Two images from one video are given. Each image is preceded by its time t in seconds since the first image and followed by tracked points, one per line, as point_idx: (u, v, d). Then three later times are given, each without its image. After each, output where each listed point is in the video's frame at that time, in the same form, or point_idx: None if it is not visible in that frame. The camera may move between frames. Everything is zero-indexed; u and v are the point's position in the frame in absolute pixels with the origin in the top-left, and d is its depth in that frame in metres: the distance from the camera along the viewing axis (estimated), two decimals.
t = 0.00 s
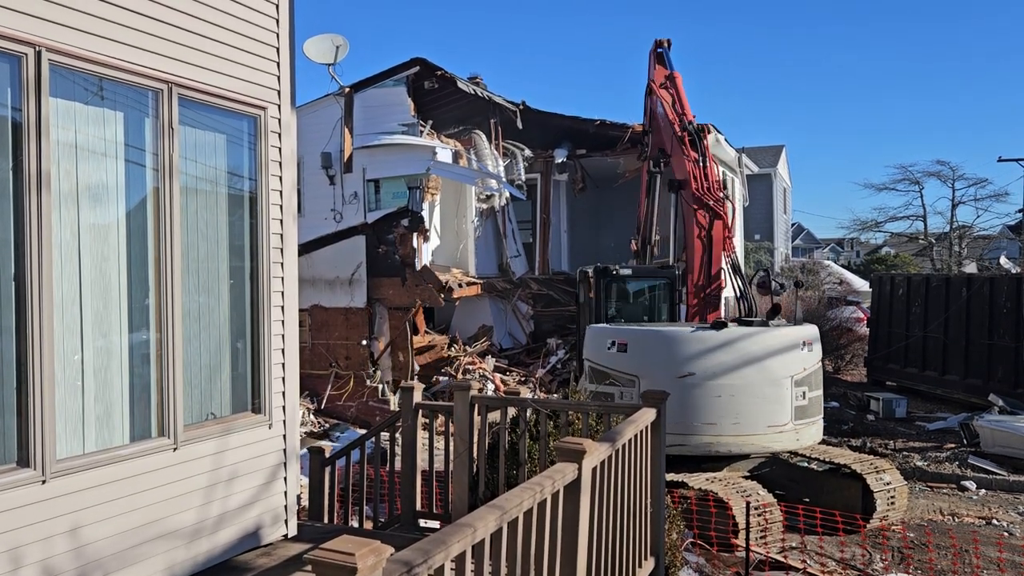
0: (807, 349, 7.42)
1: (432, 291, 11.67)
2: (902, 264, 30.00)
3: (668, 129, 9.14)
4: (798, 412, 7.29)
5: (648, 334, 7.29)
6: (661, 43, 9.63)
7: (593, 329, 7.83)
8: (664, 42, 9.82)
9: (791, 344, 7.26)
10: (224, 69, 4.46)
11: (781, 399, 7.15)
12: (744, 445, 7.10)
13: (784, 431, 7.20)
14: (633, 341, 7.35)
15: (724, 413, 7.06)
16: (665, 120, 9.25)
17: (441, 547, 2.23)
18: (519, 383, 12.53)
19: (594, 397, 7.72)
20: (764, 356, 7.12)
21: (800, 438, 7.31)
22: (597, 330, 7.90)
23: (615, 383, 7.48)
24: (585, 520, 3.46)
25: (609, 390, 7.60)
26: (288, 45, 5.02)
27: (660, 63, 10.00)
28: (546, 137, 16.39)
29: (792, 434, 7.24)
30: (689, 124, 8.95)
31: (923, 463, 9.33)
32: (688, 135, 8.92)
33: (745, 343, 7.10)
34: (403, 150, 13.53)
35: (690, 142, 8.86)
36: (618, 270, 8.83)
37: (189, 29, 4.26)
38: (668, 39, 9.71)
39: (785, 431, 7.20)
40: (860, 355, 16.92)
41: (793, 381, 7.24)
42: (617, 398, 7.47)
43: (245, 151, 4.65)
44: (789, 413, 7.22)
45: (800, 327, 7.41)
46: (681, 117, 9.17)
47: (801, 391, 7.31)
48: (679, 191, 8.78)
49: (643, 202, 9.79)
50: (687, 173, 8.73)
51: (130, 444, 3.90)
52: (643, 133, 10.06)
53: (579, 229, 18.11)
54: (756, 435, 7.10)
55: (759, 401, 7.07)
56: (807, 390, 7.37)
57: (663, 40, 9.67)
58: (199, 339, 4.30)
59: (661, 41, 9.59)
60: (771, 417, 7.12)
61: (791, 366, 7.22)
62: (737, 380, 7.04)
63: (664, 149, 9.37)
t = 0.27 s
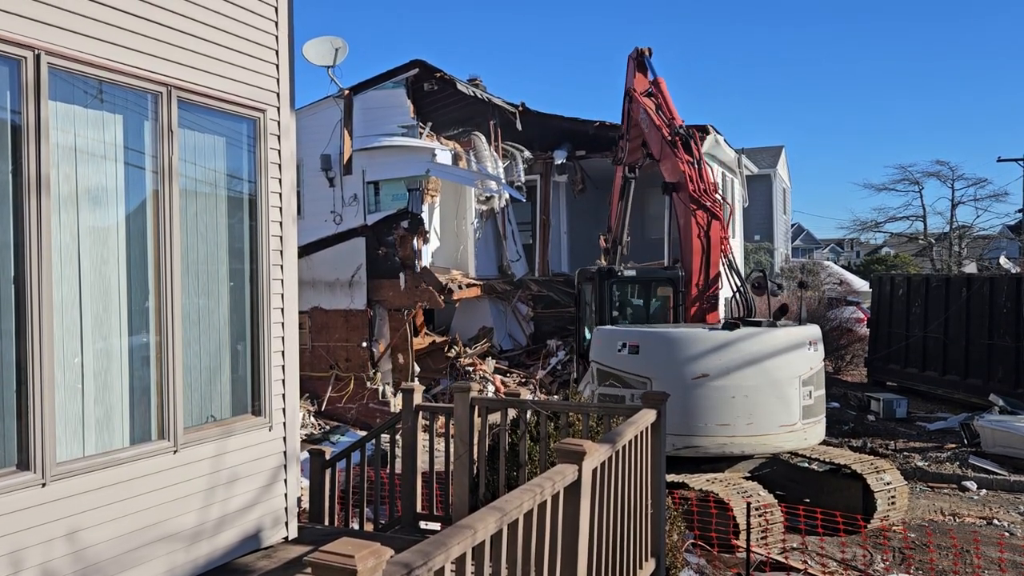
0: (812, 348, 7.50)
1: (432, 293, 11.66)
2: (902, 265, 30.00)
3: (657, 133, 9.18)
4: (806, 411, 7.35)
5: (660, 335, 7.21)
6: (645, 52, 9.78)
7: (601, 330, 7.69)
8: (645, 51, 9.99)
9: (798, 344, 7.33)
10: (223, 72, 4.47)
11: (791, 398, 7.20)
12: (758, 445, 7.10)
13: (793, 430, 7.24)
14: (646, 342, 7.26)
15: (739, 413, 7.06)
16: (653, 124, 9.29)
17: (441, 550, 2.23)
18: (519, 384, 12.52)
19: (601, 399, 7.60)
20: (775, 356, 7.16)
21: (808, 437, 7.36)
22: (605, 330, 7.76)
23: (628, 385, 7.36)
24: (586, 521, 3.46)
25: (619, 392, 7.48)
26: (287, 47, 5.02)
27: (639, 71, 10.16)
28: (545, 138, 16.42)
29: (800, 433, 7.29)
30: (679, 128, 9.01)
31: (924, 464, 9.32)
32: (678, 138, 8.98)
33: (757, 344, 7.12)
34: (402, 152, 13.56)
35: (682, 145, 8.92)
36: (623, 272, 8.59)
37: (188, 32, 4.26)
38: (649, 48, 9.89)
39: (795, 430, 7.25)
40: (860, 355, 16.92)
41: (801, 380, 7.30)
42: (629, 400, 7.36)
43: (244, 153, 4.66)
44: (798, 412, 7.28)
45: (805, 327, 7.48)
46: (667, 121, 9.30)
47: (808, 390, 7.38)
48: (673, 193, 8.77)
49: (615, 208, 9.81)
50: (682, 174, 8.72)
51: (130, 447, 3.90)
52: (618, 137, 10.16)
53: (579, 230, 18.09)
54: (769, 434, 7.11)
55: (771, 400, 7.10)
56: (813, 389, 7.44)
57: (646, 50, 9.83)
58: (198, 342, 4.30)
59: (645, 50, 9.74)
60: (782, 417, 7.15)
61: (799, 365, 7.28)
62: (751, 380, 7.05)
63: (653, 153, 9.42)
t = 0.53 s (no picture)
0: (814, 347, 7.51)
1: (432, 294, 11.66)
2: (902, 264, 30.01)
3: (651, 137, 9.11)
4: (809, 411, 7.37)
5: (665, 335, 7.18)
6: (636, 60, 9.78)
7: (605, 331, 7.65)
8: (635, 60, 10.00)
9: (801, 344, 7.34)
10: (223, 73, 4.47)
11: (795, 398, 7.21)
12: (764, 445, 7.10)
13: (798, 430, 7.25)
14: (653, 343, 7.22)
15: (744, 413, 7.06)
16: (646, 129, 9.22)
17: (441, 551, 2.23)
18: (519, 385, 12.53)
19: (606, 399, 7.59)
20: (779, 356, 7.17)
21: (812, 436, 7.37)
22: (609, 331, 7.72)
23: (634, 385, 7.33)
24: (586, 522, 3.46)
25: (623, 393, 7.46)
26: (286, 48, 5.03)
27: (631, 78, 10.14)
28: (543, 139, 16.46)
29: (805, 433, 7.30)
30: (672, 132, 8.93)
31: (925, 463, 9.32)
32: (672, 142, 8.89)
33: (762, 345, 7.12)
34: (402, 153, 13.57)
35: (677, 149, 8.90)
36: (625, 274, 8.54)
37: (188, 34, 4.26)
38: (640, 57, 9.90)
39: (800, 430, 7.25)
40: (860, 355, 16.91)
41: (805, 380, 7.32)
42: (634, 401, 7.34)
43: (244, 154, 4.66)
44: (802, 411, 7.29)
45: (807, 327, 7.50)
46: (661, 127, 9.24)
47: (811, 390, 7.39)
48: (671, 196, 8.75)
49: (601, 210, 9.91)
50: (679, 177, 8.69)
51: (130, 449, 3.90)
52: (605, 142, 10.18)
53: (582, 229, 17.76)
54: (774, 434, 7.12)
55: (776, 400, 7.10)
56: (815, 388, 7.46)
57: (637, 59, 9.84)
58: (198, 344, 4.30)
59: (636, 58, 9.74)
60: (787, 417, 7.16)
61: (803, 365, 7.30)
62: (755, 380, 7.05)
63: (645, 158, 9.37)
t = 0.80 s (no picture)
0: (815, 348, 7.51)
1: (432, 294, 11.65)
2: (902, 265, 30.01)
3: (650, 142, 9.10)
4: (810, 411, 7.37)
5: (665, 335, 7.18)
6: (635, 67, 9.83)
7: (605, 331, 7.65)
8: (633, 67, 10.03)
9: (801, 345, 7.33)
10: (223, 74, 4.47)
11: (795, 399, 7.21)
12: (764, 446, 7.11)
13: (798, 430, 7.25)
14: (653, 343, 7.22)
15: (745, 414, 7.06)
16: (645, 133, 9.24)
17: (441, 551, 2.23)
18: (519, 386, 12.54)
19: (606, 400, 7.60)
20: (779, 357, 7.17)
21: (812, 437, 7.38)
22: (609, 331, 7.72)
23: (634, 386, 7.34)
24: (587, 522, 3.46)
25: (624, 393, 7.46)
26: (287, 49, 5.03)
27: (629, 85, 10.14)
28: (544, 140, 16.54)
29: (805, 433, 7.31)
30: (671, 135, 8.94)
31: (925, 464, 9.32)
32: (671, 146, 8.92)
33: (762, 345, 7.12)
34: (402, 154, 13.56)
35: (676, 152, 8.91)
36: (624, 274, 8.59)
37: (188, 35, 4.26)
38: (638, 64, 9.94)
39: (800, 430, 7.25)
40: (860, 356, 16.90)
41: (805, 380, 7.32)
42: (634, 401, 7.34)
43: (244, 155, 4.66)
44: (803, 412, 7.29)
45: (807, 327, 7.49)
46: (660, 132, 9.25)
47: (811, 390, 7.39)
48: (669, 198, 8.76)
49: (600, 209, 9.93)
50: (678, 179, 8.67)
51: (130, 450, 3.89)
52: (605, 147, 10.19)
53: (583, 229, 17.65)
54: (775, 435, 7.12)
55: (776, 401, 7.11)
56: (816, 389, 7.46)
57: (636, 66, 9.88)
58: (198, 345, 4.30)
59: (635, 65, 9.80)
60: (787, 417, 7.17)
61: (803, 365, 7.30)
62: (755, 381, 7.05)
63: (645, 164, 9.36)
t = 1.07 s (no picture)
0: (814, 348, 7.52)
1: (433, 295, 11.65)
2: (902, 265, 30.03)
3: (649, 146, 9.10)
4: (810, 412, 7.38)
5: (665, 336, 7.18)
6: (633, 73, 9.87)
7: (604, 332, 7.65)
8: (632, 74, 10.07)
9: (801, 346, 7.34)
10: (223, 76, 4.47)
11: (795, 399, 7.21)
12: (764, 446, 7.11)
13: (798, 431, 7.25)
14: (652, 344, 7.22)
15: (744, 414, 7.06)
16: (644, 138, 9.25)
17: (442, 552, 2.23)
18: (519, 387, 12.56)
19: (606, 401, 7.59)
20: (779, 358, 7.17)
21: (812, 437, 7.38)
22: (608, 332, 7.73)
23: (633, 387, 7.34)
24: (587, 523, 3.46)
25: (623, 394, 7.46)
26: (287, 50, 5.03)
27: (629, 92, 10.16)
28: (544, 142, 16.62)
29: (805, 434, 7.31)
30: (670, 139, 8.95)
31: (925, 464, 9.32)
32: (671, 149, 8.89)
33: (762, 346, 7.13)
34: (403, 155, 13.53)
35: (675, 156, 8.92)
36: (624, 274, 8.57)
37: (188, 37, 4.26)
38: (637, 71, 9.98)
39: (800, 431, 7.25)
40: (861, 356, 16.91)
41: (805, 381, 7.32)
42: (633, 402, 7.35)
43: (244, 157, 4.66)
44: (802, 412, 7.29)
45: (807, 328, 7.50)
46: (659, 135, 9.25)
47: (811, 391, 7.39)
48: (668, 200, 8.76)
49: (601, 212, 9.91)
50: (677, 181, 8.67)
51: (130, 451, 3.89)
52: (605, 154, 10.20)
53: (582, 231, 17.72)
54: (774, 435, 7.12)
55: (775, 402, 7.11)
56: (815, 389, 7.46)
57: (634, 73, 9.92)
58: (198, 346, 4.30)
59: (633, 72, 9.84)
60: (787, 418, 7.17)
61: (803, 366, 7.30)
62: (755, 381, 7.05)
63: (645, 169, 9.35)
